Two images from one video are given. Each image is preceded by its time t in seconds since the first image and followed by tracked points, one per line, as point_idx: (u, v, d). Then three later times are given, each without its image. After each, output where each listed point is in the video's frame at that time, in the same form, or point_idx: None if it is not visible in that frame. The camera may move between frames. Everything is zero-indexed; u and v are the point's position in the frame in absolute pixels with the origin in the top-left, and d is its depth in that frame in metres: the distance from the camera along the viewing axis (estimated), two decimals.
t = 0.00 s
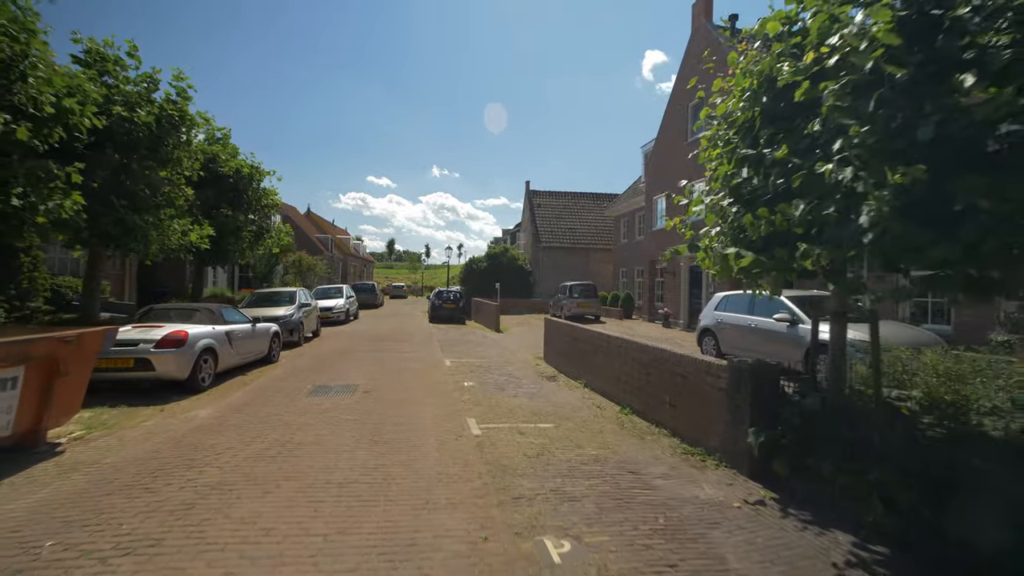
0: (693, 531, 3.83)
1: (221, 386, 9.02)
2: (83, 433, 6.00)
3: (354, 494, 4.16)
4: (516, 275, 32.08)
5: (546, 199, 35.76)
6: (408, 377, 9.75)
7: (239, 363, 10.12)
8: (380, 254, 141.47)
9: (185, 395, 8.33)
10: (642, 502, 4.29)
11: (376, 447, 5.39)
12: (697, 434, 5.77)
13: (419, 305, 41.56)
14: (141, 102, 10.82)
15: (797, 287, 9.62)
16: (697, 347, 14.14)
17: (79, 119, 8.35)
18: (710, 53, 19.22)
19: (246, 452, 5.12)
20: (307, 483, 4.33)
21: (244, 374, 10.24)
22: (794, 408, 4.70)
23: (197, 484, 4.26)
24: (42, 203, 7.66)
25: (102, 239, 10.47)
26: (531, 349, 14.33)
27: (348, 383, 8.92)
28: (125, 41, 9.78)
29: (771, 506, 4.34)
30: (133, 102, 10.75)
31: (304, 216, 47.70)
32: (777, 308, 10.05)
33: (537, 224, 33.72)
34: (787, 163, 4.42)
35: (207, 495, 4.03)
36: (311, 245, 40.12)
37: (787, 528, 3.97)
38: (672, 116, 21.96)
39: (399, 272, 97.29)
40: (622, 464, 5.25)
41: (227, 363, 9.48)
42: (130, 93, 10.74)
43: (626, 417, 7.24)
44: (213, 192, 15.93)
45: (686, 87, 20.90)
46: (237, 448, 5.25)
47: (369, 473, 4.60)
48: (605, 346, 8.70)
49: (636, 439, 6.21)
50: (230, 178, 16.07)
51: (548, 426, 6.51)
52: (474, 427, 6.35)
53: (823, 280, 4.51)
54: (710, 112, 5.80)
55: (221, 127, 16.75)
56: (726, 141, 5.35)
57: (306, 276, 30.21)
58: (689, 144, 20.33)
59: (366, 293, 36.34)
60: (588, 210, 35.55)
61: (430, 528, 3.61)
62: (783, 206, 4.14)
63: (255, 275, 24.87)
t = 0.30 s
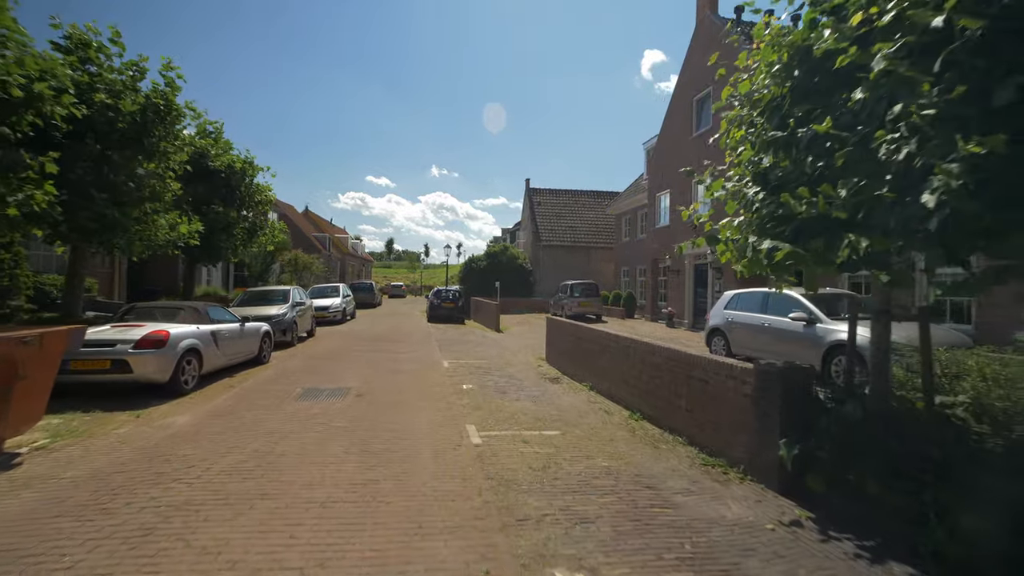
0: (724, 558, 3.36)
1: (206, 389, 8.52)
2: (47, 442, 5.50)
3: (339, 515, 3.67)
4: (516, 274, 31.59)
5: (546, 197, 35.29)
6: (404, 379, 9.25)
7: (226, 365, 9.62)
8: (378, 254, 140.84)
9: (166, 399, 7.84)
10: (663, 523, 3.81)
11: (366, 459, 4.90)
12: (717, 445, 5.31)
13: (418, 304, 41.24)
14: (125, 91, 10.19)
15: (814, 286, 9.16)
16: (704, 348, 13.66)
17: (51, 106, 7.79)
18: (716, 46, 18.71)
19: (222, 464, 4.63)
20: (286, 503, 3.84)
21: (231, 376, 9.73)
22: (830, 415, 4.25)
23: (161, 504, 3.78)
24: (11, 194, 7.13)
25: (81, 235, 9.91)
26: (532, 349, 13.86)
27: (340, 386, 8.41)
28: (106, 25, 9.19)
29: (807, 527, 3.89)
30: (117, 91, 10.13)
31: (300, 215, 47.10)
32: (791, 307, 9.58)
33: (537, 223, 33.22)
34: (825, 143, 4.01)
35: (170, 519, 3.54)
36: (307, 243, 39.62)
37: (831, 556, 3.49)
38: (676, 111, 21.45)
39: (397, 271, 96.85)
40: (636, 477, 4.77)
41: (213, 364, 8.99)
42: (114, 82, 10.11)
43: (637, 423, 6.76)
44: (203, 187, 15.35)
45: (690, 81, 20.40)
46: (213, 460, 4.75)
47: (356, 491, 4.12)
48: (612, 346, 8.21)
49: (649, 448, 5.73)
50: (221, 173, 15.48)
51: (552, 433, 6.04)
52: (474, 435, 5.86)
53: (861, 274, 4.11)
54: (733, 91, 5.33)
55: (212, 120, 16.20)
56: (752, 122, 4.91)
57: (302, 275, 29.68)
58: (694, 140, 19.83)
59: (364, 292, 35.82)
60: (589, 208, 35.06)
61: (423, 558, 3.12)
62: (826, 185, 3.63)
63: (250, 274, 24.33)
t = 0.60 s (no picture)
0: None
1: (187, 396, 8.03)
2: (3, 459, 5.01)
3: (315, 554, 3.18)
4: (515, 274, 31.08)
5: (546, 196, 34.82)
6: (397, 385, 8.75)
7: (211, 370, 9.10)
8: (377, 254, 140.40)
9: (144, 408, 7.35)
10: (687, 562, 3.32)
11: (351, 480, 4.40)
12: (740, 463, 4.83)
13: (416, 305, 40.81)
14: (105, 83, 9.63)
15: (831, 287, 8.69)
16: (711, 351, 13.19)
17: (19, 95, 7.27)
18: (721, 39, 18.25)
19: (187, 488, 4.13)
20: (253, 538, 3.34)
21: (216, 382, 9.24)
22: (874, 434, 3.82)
23: (109, 541, 3.27)
24: None
25: (58, 234, 9.41)
26: (532, 352, 13.38)
27: (329, 394, 7.91)
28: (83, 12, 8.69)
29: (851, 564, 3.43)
30: (97, 82, 9.57)
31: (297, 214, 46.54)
32: (807, 309, 9.10)
33: (537, 222, 32.72)
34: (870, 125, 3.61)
35: (117, 561, 3.04)
36: (303, 243, 39.13)
37: None
38: (679, 107, 20.96)
39: (395, 271, 96.39)
40: (652, 501, 4.28)
41: (196, 370, 8.49)
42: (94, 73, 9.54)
43: (648, 436, 6.25)
44: (193, 184, 14.83)
45: (694, 76, 19.92)
46: (179, 483, 4.26)
47: (337, 521, 3.63)
48: (619, 351, 7.71)
49: (665, 467, 5.21)
50: (212, 171, 14.95)
51: (557, 448, 5.56)
52: (472, 451, 5.34)
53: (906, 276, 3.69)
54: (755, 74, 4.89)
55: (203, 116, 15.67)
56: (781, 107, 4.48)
57: (298, 275, 29.15)
58: (698, 136, 19.35)
59: (361, 293, 35.29)
60: (589, 207, 34.57)
61: None
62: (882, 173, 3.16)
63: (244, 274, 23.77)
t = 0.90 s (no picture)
0: None
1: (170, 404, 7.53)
2: None
3: None
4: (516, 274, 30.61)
5: (547, 195, 34.35)
6: (394, 391, 8.25)
7: (197, 375, 8.60)
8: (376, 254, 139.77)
9: (121, 417, 6.85)
10: None
11: (338, 505, 3.90)
12: (773, 484, 4.34)
13: (415, 305, 40.34)
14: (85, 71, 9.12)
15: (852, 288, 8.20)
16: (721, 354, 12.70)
17: None
18: (727, 33, 17.76)
19: (150, 518, 3.64)
20: None
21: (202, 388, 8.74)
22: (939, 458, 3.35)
23: None
24: None
25: (32, 229, 8.88)
26: (535, 355, 12.89)
27: (321, 401, 7.41)
28: None
29: None
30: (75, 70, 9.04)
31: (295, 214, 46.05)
32: (827, 311, 8.62)
33: (538, 221, 32.24)
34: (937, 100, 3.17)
35: None
36: (300, 242, 38.64)
37: None
38: (685, 102, 20.46)
39: (395, 271, 95.90)
40: (678, 530, 3.80)
41: (180, 376, 7.99)
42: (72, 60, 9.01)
43: (665, 449, 5.75)
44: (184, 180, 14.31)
45: (700, 70, 19.40)
46: (143, 510, 3.77)
47: (318, 559, 3.14)
48: (630, 356, 7.22)
49: (687, 487, 4.71)
50: (203, 166, 14.43)
51: (567, 464, 5.07)
52: (474, 468, 4.84)
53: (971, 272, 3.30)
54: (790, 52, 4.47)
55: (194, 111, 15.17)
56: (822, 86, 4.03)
57: (295, 275, 28.66)
58: (705, 132, 18.85)
59: (360, 293, 34.80)
60: (591, 206, 34.09)
61: None
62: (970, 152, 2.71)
63: (239, 274, 23.27)
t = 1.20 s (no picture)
0: None
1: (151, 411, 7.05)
2: None
3: None
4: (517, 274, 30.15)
5: (548, 193, 33.90)
6: (391, 398, 7.75)
7: (182, 380, 8.13)
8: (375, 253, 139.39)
9: (96, 427, 6.37)
10: None
11: (322, 537, 3.42)
12: (816, 508, 3.88)
13: (415, 305, 39.89)
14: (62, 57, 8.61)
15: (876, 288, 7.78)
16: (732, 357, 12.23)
17: None
18: (734, 26, 17.29)
19: (105, 554, 3.16)
20: None
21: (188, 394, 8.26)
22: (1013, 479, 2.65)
23: None
24: None
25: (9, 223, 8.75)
26: (539, 357, 12.42)
27: (312, 409, 6.91)
28: None
29: None
30: (53, 56, 8.54)
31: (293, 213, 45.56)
32: (851, 311, 8.17)
33: (539, 220, 31.75)
34: None
35: None
36: (298, 241, 38.23)
37: None
38: (690, 98, 19.97)
39: (394, 271, 95.46)
40: (712, 565, 3.32)
41: (163, 381, 7.51)
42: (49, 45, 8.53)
43: (687, 465, 5.25)
44: (175, 176, 13.81)
45: (706, 64, 18.91)
46: (98, 544, 3.29)
47: None
48: (645, 361, 6.72)
49: (715, 510, 4.23)
50: (195, 162, 13.94)
51: (579, 483, 4.60)
52: (478, 489, 4.35)
53: None
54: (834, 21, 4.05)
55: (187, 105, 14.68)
56: (876, 58, 3.59)
57: (292, 275, 28.15)
58: (712, 128, 18.37)
59: (358, 293, 34.30)
60: (593, 205, 33.61)
61: None
62: None
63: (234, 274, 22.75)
